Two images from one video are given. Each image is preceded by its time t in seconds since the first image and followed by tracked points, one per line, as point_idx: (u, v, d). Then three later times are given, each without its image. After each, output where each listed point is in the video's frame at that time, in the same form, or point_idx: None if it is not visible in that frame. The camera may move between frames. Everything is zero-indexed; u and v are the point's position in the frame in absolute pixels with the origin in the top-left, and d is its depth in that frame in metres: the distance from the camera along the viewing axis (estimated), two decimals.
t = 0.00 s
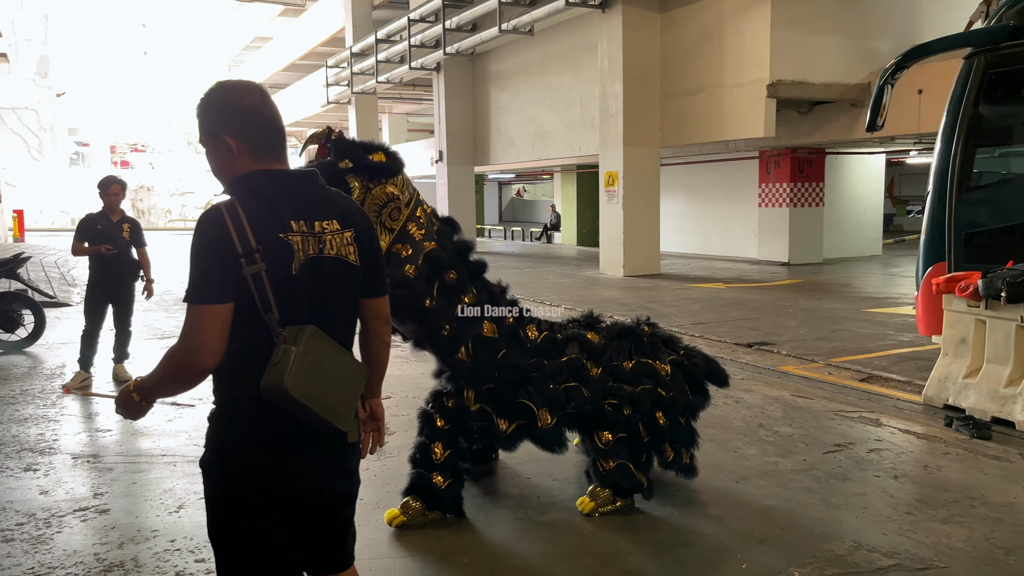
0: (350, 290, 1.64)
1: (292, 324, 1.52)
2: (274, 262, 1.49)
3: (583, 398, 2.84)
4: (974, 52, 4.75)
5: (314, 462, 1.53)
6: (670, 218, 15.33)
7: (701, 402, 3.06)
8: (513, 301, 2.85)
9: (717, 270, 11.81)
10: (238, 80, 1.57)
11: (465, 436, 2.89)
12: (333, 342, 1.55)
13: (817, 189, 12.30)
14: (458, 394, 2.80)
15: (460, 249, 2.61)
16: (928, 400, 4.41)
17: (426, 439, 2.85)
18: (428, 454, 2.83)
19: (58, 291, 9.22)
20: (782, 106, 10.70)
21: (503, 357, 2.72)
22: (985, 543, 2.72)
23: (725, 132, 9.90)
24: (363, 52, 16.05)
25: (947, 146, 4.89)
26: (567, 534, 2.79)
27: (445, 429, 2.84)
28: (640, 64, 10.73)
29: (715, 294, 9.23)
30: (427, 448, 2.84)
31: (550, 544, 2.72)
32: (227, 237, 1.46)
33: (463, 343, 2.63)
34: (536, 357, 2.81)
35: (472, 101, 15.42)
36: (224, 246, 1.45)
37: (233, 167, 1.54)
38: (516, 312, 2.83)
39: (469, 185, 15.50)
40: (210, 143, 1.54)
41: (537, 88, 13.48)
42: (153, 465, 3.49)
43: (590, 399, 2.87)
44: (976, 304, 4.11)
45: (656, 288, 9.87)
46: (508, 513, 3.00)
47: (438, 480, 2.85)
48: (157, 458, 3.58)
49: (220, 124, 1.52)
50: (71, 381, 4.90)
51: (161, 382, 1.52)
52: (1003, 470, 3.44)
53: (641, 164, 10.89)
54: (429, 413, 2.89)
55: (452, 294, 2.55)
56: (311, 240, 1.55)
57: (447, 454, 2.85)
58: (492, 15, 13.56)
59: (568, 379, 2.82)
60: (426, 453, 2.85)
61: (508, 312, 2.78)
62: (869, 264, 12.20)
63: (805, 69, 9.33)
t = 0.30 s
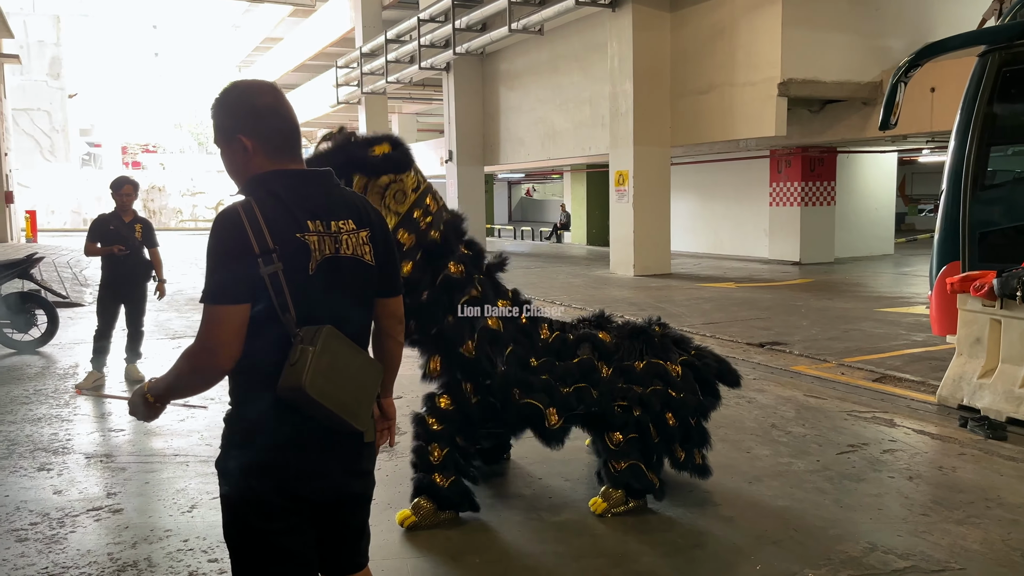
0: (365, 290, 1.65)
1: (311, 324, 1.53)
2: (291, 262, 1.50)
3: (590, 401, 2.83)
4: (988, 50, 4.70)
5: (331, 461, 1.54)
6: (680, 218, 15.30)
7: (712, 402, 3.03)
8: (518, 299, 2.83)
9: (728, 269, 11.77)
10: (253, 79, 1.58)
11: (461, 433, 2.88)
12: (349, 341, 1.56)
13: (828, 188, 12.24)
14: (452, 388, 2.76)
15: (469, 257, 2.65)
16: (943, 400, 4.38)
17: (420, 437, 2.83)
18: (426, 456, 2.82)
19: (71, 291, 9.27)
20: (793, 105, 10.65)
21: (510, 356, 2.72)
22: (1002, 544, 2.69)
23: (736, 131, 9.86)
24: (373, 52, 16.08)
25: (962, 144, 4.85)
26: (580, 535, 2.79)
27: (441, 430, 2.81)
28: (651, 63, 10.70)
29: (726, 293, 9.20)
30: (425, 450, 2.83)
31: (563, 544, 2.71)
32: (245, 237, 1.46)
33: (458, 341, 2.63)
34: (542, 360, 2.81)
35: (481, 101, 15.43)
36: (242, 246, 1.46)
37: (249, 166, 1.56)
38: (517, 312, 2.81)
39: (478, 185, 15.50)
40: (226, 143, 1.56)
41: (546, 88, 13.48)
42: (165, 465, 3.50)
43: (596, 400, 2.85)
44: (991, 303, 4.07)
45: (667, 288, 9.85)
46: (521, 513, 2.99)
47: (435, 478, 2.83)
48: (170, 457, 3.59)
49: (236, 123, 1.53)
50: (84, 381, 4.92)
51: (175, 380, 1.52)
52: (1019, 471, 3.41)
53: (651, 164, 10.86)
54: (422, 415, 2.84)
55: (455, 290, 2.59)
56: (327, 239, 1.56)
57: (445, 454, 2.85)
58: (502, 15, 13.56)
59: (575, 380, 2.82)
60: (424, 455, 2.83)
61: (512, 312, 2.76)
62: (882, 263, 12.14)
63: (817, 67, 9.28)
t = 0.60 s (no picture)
0: (372, 289, 1.66)
1: (319, 324, 1.53)
2: (299, 263, 1.50)
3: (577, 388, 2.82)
4: (997, 49, 4.67)
5: (337, 463, 1.55)
6: (687, 218, 15.27)
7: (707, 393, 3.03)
8: (517, 296, 2.72)
9: (735, 270, 11.75)
10: (255, 79, 1.58)
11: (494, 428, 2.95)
12: (356, 341, 1.56)
13: (836, 188, 12.20)
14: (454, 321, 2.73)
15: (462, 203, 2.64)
16: (951, 401, 4.35)
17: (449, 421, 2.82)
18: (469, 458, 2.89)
19: (79, 292, 9.31)
20: (800, 105, 10.62)
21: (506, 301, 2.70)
22: (1012, 546, 2.67)
23: (743, 132, 9.84)
24: (379, 53, 16.09)
25: (970, 145, 4.82)
26: (587, 536, 2.78)
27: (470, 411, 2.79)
28: (657, 64, 10.68)
29: (734, 294, 9.18)
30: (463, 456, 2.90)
31: (569, 546, 2.71)
32: (253, 237, 1.46)
33: (429, 289, 2.62)
34: (535, 340, 2.77)
35: (488, 102, 15.43)
36: (249, 247, 1.45)
37: (254, 165, 1.55)
38: (516, 312, 2.72)
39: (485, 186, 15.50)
40: (231, 143, 1.55)
41: (552, 89, 13.47)
42: (172, 465, 3.50)
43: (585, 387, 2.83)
44: (1001, 304, 4.05)
45: (673, 288, 9.84)
46: (528, 515, 2.99)
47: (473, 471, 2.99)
48: (177, 458, 3.59)
49: (241, 123, 1.52)
50: (92, 382, 4.93)
51: (183, 380, 1.53)
52: None
53: (657, 164, 10.84)
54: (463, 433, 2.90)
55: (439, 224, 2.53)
56: (334, 240, 1.56)
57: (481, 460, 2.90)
58: (508, 16, 13.56)
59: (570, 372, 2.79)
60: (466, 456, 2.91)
61: (510, 310, 2.71)
62: (890, 264, 12.09)
63: (824, 67, 9.25)
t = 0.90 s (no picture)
0: (375, 291, 1.66)
1: (322, 327, 1.53)
2: (302, 265, 1.50)
3: (591, 386, 2.85)
4: (1003, 49, 4.65)
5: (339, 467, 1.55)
6: (693, 220, 15.24)
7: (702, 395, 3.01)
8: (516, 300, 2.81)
9: (741, 272, 11.72)
10: (259, 82, 1.59)
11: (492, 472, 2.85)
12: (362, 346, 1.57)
13: (842, 190, 12.17)
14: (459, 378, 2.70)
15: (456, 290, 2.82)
16: (959, 404, 4.32)
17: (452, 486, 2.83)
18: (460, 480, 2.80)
19: (86, 296, 9.34)
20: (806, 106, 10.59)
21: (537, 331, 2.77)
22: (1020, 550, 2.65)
23: (748, 134, 9.82)
24: (385, 57, 16.13)
25: (977, 146, 4.80)
26: (591, 540, 2.77)
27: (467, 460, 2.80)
28: (663, 66, 10.67)
29: (740, 296, 9.16)
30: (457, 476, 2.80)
31: (573, 550, 2.69)
32: (256, 240, 1.46)
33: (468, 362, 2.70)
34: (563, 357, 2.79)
35: (493, 105, 15.45)
36: (252, 249, 1.45)
37: (258, 169, 1.55)
38: (517, 312, 2.77)
39: (490, 189, 15.51)
40: (235, 146, 1.55)
41: (558, 92, 13.48)
42: (177, 469, 3.51)
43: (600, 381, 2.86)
44: (1008, 306, 4.02)
45: (678, 291, 9.82)
46: (531, 518, 2.98)
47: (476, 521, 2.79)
48: (182, 461, 3.60)
49: (244, 128, 1.53)
50: (98, 385, 4.93)
51: (184, 385, 1.52)
52: None
53: (663, 167, 10.83)
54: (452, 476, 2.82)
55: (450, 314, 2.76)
56: (338, 242, 1.56)
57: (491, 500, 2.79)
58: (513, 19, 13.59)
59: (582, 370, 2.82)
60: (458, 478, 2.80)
61: (509, 310, 2.78)
62: (896, 266, 12.04)
63: (829, 69, 9.23)
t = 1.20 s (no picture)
0: (381, 296, 1.65)
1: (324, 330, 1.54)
2: (303, 266, 1.51)
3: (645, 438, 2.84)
4: (1009, 51, 4.63)
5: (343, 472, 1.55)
6: (699, 223, 15.22)
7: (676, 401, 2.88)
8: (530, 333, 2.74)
9: (747, 275, 11.70)
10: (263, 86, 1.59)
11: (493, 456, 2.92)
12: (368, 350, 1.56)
13: (849, 193, 12.13)
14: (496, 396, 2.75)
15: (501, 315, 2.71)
16: (967, 407, 4.30)
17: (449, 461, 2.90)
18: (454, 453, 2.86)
19: (94, 300, 9.37)
20: (812, 108, 10.56)
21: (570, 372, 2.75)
22: None
23: (754, 136, 9.80)
24: (391, 61, 16.17)
25: (983, 148, 4.78)
26: (595, 544, 2.76)
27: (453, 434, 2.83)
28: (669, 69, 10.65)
29: (746, 299, 9.14)
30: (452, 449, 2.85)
31: (577, 554, 2.68)
32: (258, 243, 1.47)
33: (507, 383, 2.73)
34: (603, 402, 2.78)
35: (499, 108, 15.46)
36: (254, 252, 1.46)
37: (261, 173, 1.56)
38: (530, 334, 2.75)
39: (497, 193, 15.52)
40: (239, 151, 1.56)
41: (563, 95, 13.49)
42: (182, 472, 3.51)
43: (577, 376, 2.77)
44: (1015, 308, 4.00)
45: (685, 294, 9.80)
46: (536, 522, 2.97)
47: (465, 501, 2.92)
48: (188, 465, 3.61)
49: (247, 132, 1.53)
50: (104, 389, 4.94)
51: (188, 387, 1.52)
52: None
53: (669, 170, 10.82)
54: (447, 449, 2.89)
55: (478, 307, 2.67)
56: (340, 245, 1.57)
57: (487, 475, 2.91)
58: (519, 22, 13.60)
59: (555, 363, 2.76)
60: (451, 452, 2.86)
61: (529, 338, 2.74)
62: (904, 268, 11.99)
63: (836, 71, 9.21)
